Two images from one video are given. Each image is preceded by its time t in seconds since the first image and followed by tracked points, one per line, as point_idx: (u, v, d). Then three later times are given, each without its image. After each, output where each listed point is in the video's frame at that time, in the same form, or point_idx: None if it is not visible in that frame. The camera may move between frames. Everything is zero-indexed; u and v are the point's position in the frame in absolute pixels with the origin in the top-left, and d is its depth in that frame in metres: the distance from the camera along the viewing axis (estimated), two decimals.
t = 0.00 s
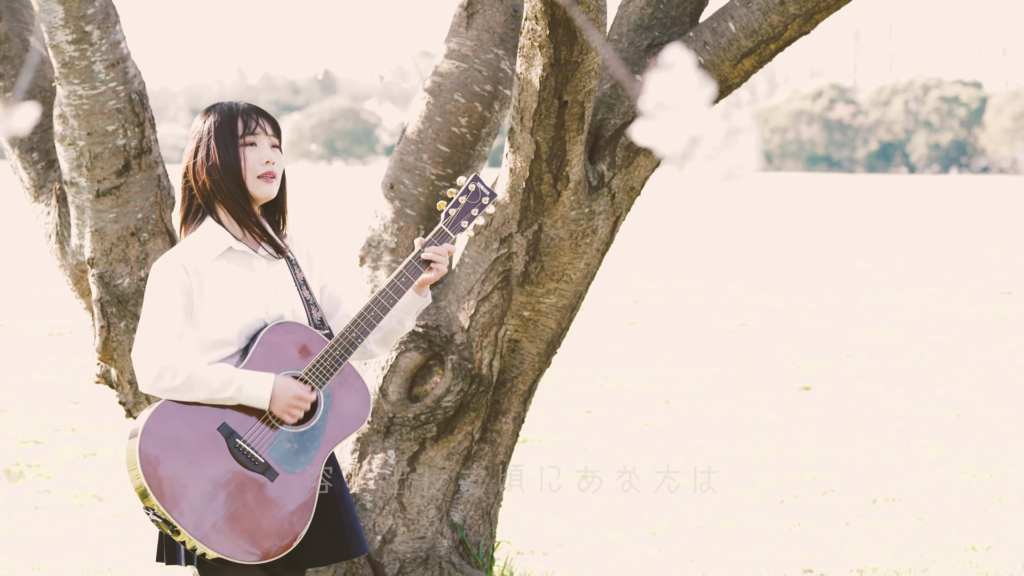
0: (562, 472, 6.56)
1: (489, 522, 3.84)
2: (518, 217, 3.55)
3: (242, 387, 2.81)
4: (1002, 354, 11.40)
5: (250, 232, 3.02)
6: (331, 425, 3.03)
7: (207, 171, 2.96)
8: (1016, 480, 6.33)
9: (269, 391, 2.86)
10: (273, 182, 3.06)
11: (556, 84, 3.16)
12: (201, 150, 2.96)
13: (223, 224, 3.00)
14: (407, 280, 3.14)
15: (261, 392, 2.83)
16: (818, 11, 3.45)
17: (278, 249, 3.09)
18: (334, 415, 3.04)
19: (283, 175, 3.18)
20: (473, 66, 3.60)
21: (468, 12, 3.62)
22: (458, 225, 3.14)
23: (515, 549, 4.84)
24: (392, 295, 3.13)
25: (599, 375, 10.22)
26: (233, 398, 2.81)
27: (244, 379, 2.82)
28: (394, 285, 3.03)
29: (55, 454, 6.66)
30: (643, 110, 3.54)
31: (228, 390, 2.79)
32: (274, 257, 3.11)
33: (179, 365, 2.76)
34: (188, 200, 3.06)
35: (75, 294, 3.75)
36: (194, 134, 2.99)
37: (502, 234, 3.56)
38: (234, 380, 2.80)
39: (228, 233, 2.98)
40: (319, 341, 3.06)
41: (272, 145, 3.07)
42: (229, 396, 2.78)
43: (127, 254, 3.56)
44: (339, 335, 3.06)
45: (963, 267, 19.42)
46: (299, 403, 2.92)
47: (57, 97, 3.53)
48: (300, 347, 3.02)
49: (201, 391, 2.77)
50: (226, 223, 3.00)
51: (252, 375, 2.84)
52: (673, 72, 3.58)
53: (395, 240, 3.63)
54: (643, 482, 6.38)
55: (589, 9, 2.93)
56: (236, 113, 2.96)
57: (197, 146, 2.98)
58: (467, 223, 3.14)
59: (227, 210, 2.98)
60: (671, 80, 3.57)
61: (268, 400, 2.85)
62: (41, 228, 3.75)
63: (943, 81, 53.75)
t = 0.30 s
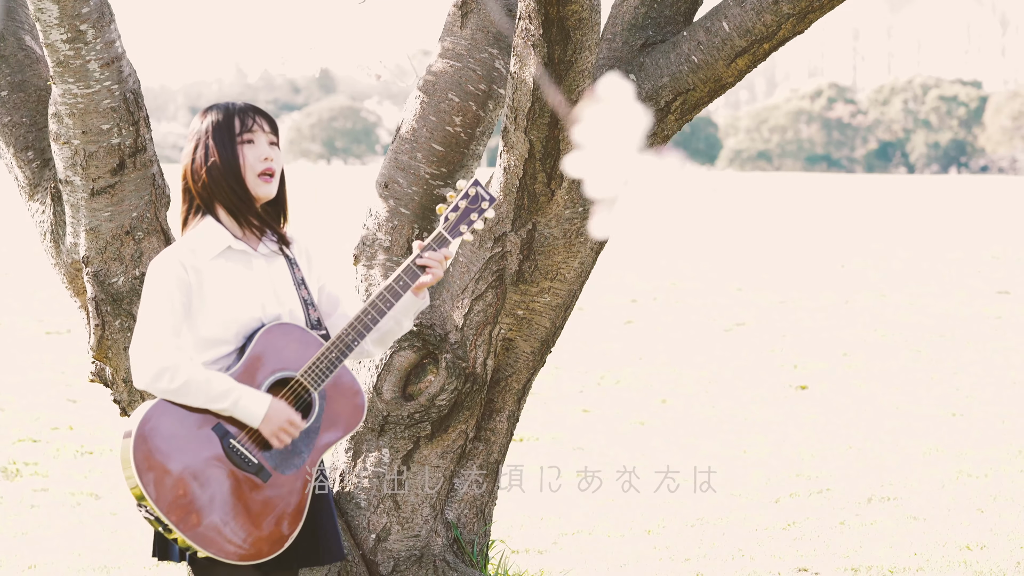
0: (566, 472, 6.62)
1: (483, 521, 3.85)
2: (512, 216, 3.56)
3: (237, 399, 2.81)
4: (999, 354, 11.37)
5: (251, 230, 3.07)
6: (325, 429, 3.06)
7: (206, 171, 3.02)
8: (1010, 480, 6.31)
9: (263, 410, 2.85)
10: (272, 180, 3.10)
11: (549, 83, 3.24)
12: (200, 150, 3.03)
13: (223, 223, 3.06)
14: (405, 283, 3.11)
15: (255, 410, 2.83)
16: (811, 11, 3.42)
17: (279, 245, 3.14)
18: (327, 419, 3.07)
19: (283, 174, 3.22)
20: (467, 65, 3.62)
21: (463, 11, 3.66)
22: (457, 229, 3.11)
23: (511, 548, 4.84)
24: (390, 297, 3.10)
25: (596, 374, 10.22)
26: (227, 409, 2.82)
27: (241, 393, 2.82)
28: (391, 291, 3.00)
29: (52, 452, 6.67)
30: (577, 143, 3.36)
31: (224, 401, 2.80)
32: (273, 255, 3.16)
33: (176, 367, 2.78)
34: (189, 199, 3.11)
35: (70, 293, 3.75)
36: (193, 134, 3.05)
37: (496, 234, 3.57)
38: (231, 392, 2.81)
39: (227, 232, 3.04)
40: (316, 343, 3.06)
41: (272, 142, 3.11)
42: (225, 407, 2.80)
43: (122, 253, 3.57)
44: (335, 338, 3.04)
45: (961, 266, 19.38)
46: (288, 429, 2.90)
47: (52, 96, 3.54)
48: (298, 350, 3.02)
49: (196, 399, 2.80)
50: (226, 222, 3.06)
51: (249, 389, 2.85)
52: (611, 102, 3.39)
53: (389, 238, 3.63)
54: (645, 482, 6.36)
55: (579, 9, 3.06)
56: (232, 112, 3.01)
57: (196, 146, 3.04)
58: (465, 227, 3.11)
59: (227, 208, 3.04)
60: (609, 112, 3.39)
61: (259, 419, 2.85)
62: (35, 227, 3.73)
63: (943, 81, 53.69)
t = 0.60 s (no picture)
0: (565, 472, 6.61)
1: (489, 519, 3.86)
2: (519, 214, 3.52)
3: (248, 372, 2.88)
4: (1006, 354, 11.35)
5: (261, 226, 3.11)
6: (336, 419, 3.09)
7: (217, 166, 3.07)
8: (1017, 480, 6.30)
9: (275, 375, 2.91)
10: (282, 176, 3.12)
11: (555, 82, 3.24)
12: (211, 146, 3.08)
13: (233, 217, 3.12)
14: (416, 276, 3.08)
15: (267, 378, 2.90)
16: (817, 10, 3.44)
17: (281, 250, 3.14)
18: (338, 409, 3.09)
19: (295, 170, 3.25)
20: (474, 64, 3.63)
21: (468, 11, 3.67)
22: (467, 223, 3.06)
23: (517, 546, 4.84)
24: (401, 290, 3.08)
25: (603, 374, 10.21)
26: (240, 384, 2.89)
27: (250, 364, 2.89)
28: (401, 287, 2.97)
29: (58, 451, 6.67)
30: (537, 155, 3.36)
31: (235, 376, 2.88)
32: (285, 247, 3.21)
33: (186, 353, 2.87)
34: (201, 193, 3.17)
35: (77, 292, 3.75)
36: (204, 131, 3.10)
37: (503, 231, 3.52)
38: (240, 367, 2.88)
39: (237, 225, 3.09)
40: (328, 337, 3.08)
41: (283, 139, 3.13)
42: (236, 382, 2.87)
43: (129, 252, 3.57)
44: (347, 330, 3.05)
45: (969, 266, 19.35)
46: (310, 380, 2.98)
47: (59, 95, 3.55)
48: (309, 339, 3.07)
49: (208, 380, 2.87)
50: (237, 217, 3.12)
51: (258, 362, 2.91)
52: (518, 131, 3.29)
53: (395, 238, 3.63)
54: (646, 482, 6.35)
55: (585, 8, 3.08)
56: (243, 108, 3.05)
57: (208, 141, 3.09)
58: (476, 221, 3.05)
59: (238, 204, 3.09)
60: (513, 142, 3.29)
61: (275, 385, 2.92)
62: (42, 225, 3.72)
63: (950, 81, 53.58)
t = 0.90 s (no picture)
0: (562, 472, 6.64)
1: (498, 524, 3.86)
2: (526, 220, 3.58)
3: (260, 378, 2.96)
4: (1015, 357, 11.35)
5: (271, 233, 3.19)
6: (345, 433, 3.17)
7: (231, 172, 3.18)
8: None
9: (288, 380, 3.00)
10: (293, 187, 3.22)
11: (564, 88, 3.19)
12: (224, 151, 3.18)
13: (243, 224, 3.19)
14: (429, 287, 3.16)
15: (281, 386, 2.99)
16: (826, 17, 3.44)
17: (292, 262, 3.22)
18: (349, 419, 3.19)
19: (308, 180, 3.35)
20: (483, 70, 3.63)
21: (478, 17, 3.68)
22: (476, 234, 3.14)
23: (525, 551, 4.85)
24: (413, 300, 3.15)
25: (611, 377, 10.22)
26: (253, 392, 2.97)
27: (263, 371, 2.97)
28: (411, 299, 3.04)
29: (68, 455, 6.69)
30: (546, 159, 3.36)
31: (249, 383, 2.95)
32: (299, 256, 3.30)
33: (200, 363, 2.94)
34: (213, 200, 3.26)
35: (86, 297, 3.75)
36: (219, 137, 3.21)
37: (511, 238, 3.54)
38: (253, 373, 2.95)
39: (250, 234, 3.18)
40: (341, 346, 3.17)
41: (296, 151, 3.25)
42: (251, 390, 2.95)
43: (138, 257, 3.57)
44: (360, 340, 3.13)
45: (979, 269, 19.33)
46: (323, 385, 3.07)
47: (68, 101, 3.57)
48: (322, 348, 3.15)
49: (221, 391, 2.95)
50: (249, 225, 3.19)
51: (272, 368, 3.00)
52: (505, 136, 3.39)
53: (404, 244, 3.62)
54: (643, 482, 6.40)
55: (594, 14, 2.96)
56: (259, 116, 3.17)
57: (222, 148, 3.19)
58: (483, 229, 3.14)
59: (250, 211, 3.18)
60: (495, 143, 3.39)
61: (289, 390, 3.01)
62: (52, 231, 3.72)
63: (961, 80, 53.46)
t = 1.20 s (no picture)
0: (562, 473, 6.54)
1: (516, 522, 3.83)
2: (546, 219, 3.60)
3: (286, 396, 3.00)
4: None
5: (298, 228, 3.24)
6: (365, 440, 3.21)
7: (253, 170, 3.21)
8: None
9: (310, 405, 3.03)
10: (316, 181, 3.27)
11: (582, 86, 3.35)
12: (245, 149, 3.22)
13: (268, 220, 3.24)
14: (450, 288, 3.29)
15: (304, 407, 3.02)
16: (845, 14, 3.44)
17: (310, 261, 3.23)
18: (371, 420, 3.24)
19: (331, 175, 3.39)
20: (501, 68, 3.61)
21: (496, 14, 3.66)
22: (504, 233, 3.24)
23: (543, 549, 4.86)
24: (436, 300, 3.28)
25: (627, 374, 10.23)
26: (276, 405, 3.01)
27: (290, 386, 3.02)
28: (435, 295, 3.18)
29: (85, 451, 6.68)
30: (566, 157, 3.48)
31: (274, 397, 2.99)
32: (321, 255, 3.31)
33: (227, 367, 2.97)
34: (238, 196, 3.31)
35: (105, 294, 3.73)
36: (240, 135, 3.25)
37: (530, 236, 3.57)
38: (279, 389, 3.00)
39: (272, 234, 3.19)
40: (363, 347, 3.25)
41: (317, 145, 3.28)
42: (274, 402, 2.99)
43: (157, 254, 3.56)
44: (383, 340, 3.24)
45: (992, 267, 19.30)
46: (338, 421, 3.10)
47: (87, 97, 3.57)
48: (346, 349, 3.22)
49: (244, 399, 2.98)
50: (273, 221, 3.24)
51: (298, 385, 3.04)
52: (581, 123, 3.41)
53: (423, 241, 3.63)
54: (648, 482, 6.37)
55: (614, 11, 3.15)
56: (279, 113, 3.20)
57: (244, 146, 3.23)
58: (512, 230, 3.23)
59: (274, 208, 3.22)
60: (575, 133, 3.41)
61: (309, 413, 3.04)
62: (71, 227, 3.71)
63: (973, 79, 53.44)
